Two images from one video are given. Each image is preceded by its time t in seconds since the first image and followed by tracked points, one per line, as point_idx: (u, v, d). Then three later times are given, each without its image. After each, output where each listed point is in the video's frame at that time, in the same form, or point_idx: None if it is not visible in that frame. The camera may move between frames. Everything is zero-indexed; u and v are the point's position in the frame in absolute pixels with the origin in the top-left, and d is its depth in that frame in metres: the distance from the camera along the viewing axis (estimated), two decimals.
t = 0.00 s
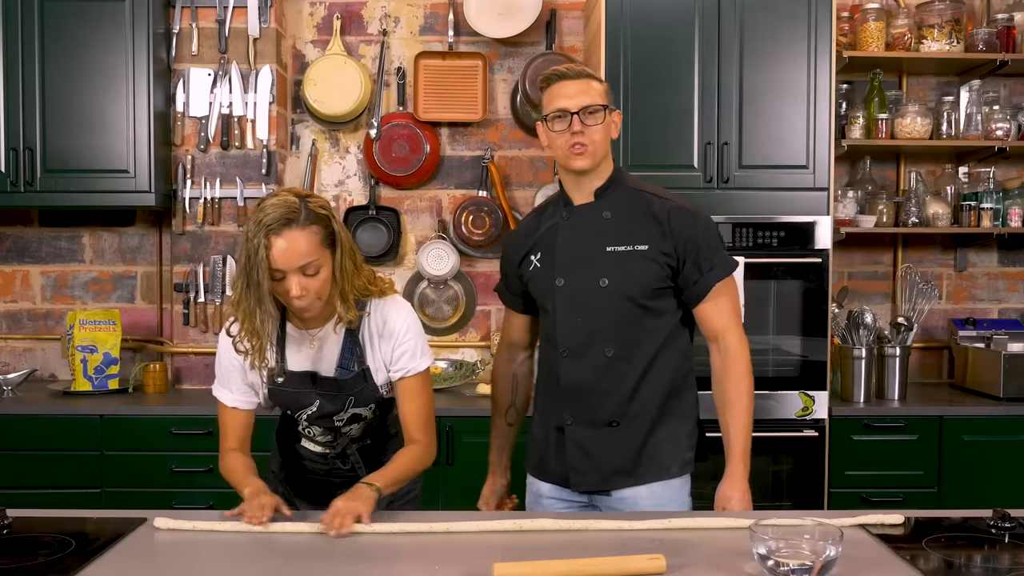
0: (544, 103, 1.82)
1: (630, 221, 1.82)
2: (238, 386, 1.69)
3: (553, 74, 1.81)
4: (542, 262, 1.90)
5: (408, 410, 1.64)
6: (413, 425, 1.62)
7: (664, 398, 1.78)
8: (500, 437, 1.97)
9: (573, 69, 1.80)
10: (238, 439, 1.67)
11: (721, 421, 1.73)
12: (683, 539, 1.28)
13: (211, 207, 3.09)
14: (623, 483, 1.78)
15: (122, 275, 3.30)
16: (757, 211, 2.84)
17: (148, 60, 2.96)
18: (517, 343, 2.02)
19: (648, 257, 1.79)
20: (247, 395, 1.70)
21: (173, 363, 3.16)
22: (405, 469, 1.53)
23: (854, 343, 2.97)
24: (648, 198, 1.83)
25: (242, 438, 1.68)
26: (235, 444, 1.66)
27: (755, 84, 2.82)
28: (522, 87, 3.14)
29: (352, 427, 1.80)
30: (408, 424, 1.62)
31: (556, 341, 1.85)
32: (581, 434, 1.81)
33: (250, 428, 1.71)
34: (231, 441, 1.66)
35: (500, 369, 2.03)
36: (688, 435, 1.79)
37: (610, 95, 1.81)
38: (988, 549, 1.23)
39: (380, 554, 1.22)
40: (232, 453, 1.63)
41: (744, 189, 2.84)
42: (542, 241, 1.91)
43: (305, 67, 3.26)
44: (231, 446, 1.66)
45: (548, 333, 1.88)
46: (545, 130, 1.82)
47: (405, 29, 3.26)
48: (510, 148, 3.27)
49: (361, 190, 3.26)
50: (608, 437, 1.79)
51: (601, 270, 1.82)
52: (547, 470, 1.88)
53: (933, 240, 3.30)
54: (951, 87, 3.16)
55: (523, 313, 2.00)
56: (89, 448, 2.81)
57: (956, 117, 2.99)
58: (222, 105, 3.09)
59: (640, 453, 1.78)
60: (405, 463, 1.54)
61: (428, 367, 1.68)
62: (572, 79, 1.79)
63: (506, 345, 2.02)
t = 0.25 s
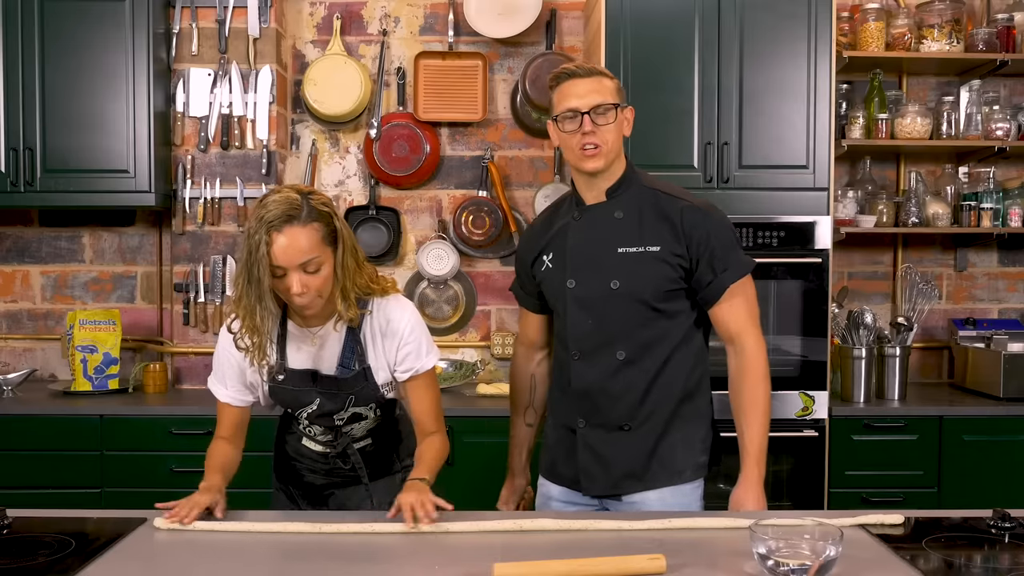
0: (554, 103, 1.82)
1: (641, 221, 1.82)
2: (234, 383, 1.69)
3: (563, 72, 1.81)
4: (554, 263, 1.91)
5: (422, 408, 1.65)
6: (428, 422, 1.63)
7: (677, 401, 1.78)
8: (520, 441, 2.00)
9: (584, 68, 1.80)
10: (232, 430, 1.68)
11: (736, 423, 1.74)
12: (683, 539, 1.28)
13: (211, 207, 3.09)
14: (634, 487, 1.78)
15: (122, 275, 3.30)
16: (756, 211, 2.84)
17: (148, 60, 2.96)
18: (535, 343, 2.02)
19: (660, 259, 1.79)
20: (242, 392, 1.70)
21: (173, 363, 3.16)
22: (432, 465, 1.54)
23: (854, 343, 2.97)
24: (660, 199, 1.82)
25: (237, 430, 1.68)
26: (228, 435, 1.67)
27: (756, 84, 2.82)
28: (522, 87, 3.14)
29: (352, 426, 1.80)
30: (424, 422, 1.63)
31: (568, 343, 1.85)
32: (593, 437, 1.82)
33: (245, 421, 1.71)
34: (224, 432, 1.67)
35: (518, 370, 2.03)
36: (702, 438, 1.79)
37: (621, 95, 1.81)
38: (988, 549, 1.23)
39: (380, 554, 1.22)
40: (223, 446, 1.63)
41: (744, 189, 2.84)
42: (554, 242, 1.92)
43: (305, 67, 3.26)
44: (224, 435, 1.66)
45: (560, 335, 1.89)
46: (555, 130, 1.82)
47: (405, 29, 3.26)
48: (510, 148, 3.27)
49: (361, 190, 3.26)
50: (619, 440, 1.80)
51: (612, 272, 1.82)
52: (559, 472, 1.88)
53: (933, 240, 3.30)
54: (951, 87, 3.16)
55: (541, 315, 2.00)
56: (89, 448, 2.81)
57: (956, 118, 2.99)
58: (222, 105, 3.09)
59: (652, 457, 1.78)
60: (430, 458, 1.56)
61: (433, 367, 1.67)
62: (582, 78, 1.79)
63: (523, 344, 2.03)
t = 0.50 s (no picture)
0: (561, 103, 1.82)
1: (650, 223, 1.82)
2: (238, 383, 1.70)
3: (570, 72, 1.81)
4: (563, 264, 1.91)
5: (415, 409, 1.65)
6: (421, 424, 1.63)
7: (687, 403, 1.78)
8: (528, 441, 2.00)
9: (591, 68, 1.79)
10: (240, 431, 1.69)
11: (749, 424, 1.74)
12: (683, 539, 1.28)
13: (211, 207, 3.09)
14: (644, 490, 1.78)
15: (122, 275, 3.30)
16: (756, 211, 2.84)
17: (148, 60, 2.96)
18: (543, 344, 2.03)
19: (669, 261, 1.79)
20: (247, 393, 1.71)
21: (173, 363, 3.16)
22: (413, 466, 1.55)
23: (854, 343, 2.97)
24: (667, 200, 1.82)
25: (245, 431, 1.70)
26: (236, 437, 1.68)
27: (756, 84, 2.82)
28: (522, 86, 3.14)
29: (354, 427, 1.80)
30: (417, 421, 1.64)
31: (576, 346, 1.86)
32: (602, 439, 1.82)
33: (251, 422, 1.72)
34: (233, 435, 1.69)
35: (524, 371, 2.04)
36: (712, 441, 1.78)
37: (628, 95, 1.81)
38: (988, 549, 1.23)
39: (380, 553, 1.22)
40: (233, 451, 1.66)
41: (744, 189, 2.84)
42: (563, 243, 1.92)
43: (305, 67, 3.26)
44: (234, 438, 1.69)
45: (569, 336, 1.89)
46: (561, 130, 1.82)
47: (405, 29, 3.26)
48: (510, 148, 3.27)
49: (361, 190, 3.26)
50: (629, 443, 1.80)
51: (621, 274, 1.82)
52: (568, 474, 1.88)
53: (933, 240, 3.30)
54: (951, 87, 3.16)
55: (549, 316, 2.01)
56: (89, 448, 2.81)
57: (956, 117, 2.99)
58: (222, 105, 3.09)
59: (662, 460, 1.78)
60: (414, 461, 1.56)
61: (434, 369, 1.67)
62: (589, 78, 1.78)
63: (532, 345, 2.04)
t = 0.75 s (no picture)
0: (556, 103, 1.82)
1: (643, 224, 1.82)
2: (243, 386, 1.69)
3: (565, 72, 1.81)
4: (555, 265, 1.91)
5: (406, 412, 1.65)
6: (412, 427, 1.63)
7: (679, 404, 1.78)
8: (521, 441, 2.01)
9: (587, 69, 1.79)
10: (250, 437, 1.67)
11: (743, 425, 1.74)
12: (683, 539, 1.28)
13: (211, 207, 3.09)
14: (635, 490, 1.78)
15: (122, 275, 3.30)
16: (756, 211, 2.84)
17: (148, 60, 2.96)
18: (535, 344, 2.03)
19: (662, 262, 1.79)
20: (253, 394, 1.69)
21: (173, 363, 3.16)
22: (395, 469, 1.54)
23: (854, 344, 2.96)
24: (661, 202, 1.82)
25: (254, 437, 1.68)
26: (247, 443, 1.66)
27: (756, 84, 2.82)
28: (522, 86, 3.14)
29: (355, 429, 1.79)
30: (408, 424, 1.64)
31: (569, 346, 1.85)
32: (594, 439, 1.81)
33: (260, 425, 1.71)
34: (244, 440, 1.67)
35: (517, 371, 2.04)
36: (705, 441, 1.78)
37: (624, 96, 1.81)
38: (988, 549, 1.23)
39: (380, 554, 1.22)
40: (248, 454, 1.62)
41: (744, 189, 2.84)
42: (555, 244, 1.92)
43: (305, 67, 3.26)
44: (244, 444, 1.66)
45: (562, 337, 1.89)
46: (557, 130, 1.82)
47: (405, 29, 3.26)
48: (510, 148, 3.27)
49: (361, 190, 3.26)
50: (621, 443, 1.80)
51: (614, 275, 1.82)
52: (559, 474, 1.88)
53: (934, 240, 3.30)
54: (951, 87, 3.16)
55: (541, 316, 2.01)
56: (89, 448, 2.81)
57: (956, 118, 2.99)
58: (222, 105, 3.09)
59: (654, 460, 1.78)
60: (398, 461, 1.55)
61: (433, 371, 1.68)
62: (585, 79, 1.79)
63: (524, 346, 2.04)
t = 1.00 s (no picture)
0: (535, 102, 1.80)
1: (620, 225, 1.82)
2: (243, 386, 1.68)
3: (546, 71, 1.78)
4: (530, 262, 1.89)
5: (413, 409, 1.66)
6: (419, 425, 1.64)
7: (651, 402, 1.79)
8: (497, 435, 2.05)
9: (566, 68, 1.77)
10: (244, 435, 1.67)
11: (707, 422, 1.75)
12: (683, 539, 1.28)
13: (211, 207, 3.09)
14: (606, 485, 1.79)
15: (122, 275, 3.30)
16: (756, 211, 2.84)
17: (148, 60, 2.96)
18: (509, 339, 2.02)
19: (637, 263, 1.79)
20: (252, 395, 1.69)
21: (173, 363, 3.16)
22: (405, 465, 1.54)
23: (854, 343, 2.96)
24: (637, 204, 1.82)
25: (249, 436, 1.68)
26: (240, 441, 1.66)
27: (755, 84, 2.82)
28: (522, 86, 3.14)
29: (356, 429, 1.80)
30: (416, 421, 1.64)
31: (542, 344, 1.85)
32: (566, 435, 1.81)
33: (256, 426, 1.70)
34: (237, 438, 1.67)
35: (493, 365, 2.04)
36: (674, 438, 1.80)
37: (603, 96, 1.79)
38: (987, 549, 1.23)
39: (380, 553, 1.22)
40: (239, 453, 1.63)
41: (744, 189, 2.84)
42: (531, 241, 1.90)
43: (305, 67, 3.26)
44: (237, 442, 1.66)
45: (535, 334, 1.88)
46: (535, 129, 1.81)
47: (405, 29, 3.26)
48: (510, 148, 3.27)
49: (361, 190, 3.26)
50: (593, 440, 1.80)
51: (589, 273, 1.81)
52: (530, 469, 1.88)
53: (933, 240, 3.30)
54: (950, 87, 3.16)
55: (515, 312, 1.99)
56: (89, 448, 2.81)
57: (956, 118, 2.99)
58: (222, 105, 3.09)
59: (624, 457, 1.79)
60: (411, 458, 1.56)
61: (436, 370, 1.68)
62: (564, 78, 1.76)
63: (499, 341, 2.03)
